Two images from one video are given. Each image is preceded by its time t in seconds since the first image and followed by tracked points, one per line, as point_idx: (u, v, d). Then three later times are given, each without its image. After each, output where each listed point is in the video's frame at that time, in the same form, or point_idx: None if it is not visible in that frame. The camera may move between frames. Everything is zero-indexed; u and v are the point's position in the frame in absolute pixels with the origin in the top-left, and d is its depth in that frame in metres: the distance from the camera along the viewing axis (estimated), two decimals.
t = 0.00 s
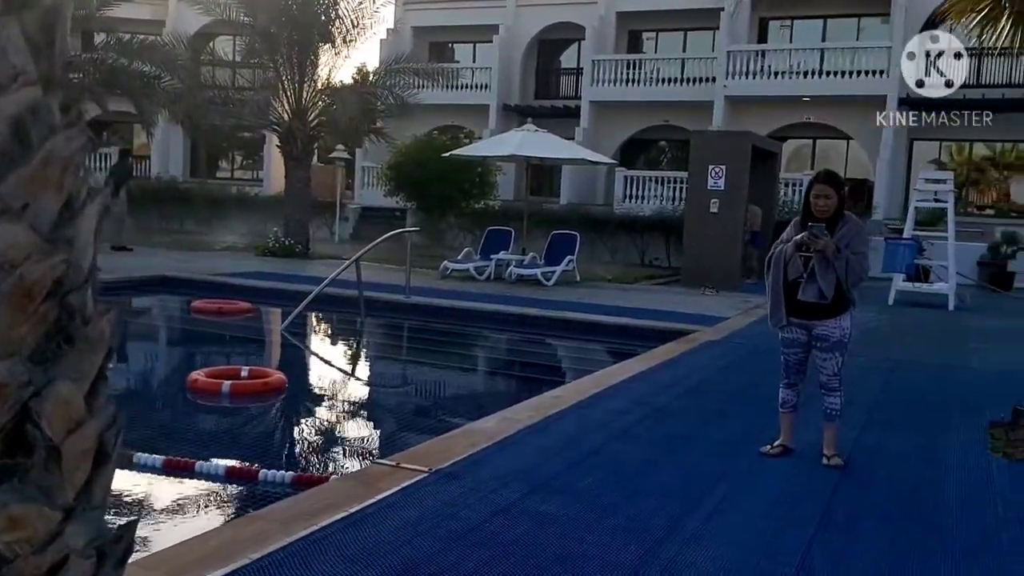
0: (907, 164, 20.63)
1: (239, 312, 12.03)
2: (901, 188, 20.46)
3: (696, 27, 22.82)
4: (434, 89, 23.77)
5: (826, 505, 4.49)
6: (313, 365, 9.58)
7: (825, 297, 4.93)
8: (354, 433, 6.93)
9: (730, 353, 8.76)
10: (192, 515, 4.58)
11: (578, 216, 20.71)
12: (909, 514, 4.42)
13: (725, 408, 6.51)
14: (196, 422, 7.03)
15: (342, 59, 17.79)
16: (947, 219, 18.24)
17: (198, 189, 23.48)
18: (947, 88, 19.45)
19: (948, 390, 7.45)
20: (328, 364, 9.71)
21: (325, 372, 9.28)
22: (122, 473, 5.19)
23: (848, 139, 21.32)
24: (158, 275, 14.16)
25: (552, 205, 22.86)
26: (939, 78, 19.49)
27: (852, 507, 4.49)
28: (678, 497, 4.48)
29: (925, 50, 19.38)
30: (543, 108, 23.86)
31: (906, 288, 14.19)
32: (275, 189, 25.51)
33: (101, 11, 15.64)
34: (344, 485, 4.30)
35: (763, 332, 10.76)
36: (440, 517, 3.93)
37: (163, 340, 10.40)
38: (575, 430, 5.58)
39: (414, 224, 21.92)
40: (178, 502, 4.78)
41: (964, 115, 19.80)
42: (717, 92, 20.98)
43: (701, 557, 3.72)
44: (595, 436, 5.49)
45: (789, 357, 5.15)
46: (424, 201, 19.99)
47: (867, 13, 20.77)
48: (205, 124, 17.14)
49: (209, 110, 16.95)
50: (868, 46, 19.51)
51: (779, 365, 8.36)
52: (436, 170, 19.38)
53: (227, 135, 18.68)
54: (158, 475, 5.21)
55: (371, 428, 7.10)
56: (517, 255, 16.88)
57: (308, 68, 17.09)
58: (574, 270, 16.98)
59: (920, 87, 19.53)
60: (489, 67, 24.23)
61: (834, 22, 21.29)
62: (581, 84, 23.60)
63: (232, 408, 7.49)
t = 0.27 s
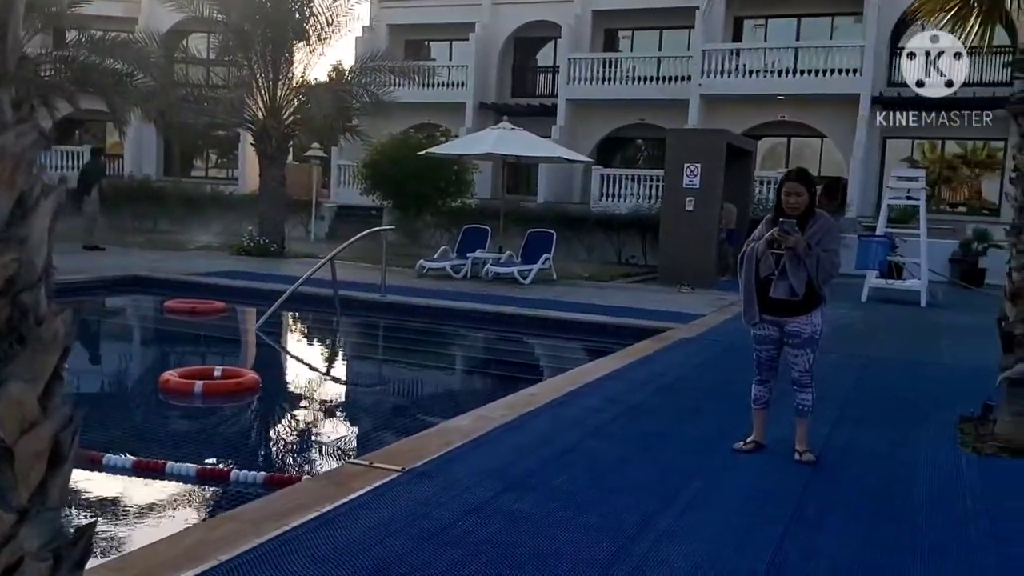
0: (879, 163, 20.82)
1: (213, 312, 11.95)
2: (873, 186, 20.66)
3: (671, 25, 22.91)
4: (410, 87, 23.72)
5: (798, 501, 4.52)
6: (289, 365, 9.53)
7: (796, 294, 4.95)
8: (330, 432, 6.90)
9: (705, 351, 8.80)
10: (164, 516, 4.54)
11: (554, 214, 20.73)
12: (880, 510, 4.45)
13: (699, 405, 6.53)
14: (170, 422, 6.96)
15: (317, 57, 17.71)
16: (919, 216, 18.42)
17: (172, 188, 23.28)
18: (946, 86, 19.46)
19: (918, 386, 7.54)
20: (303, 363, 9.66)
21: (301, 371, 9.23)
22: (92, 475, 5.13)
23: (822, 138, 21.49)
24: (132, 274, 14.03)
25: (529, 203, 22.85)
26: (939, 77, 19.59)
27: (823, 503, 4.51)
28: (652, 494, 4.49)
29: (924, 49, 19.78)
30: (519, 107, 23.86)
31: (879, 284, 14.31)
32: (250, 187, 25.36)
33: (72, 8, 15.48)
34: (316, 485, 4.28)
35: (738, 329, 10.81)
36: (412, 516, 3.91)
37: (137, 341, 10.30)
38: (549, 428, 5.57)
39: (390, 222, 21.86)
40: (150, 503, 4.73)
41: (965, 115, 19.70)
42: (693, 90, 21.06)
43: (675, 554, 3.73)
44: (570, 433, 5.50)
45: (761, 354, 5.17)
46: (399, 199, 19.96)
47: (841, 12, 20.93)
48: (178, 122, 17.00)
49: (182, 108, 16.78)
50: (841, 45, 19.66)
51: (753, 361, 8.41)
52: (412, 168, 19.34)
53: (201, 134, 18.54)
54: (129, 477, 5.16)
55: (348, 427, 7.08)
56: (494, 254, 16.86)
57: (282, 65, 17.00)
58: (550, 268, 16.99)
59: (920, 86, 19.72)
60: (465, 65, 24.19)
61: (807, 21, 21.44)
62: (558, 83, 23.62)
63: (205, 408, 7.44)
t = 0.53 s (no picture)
0: (846, 160, 21.04)
1: (180, 312, 11.84)
2: (841, 184, 20.87)
3: (641, 24, 23.00)
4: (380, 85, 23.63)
5: (763, 497, 4.55)
6: (258, 365, 9.45)
7: (761, 291, 4.99)
8: (301, 433, 6.86)
9: (674, 348, 8.84)
10: (128, 517, 4.50)
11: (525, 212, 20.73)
12: (845, 504, 4.50)
13: (666, 402, 6.56)
14: (137, 424, 6.89)
15: (285, 55, 17.59)
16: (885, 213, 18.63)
17: (139, 187, 23.01)
18: (948, 88, 19.47)
19: (883, 381, 7.63)
20: (272, 363, 9.59)
21: (271, 371, 9.17)
22: (53, 478, 5.07)
23: (791, 136, 21.67)
24: (97, 274, 13.88)
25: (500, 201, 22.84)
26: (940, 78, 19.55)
27: (788, 498, 4.55)
28: (619, 491, 4.51)
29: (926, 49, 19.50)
30: (491, 105, 23.84)
31: (847, 281, 14.45)
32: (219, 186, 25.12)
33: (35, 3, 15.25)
34: (282, 485, 4.25)
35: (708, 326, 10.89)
36: (378, 516, 3.90)
37: (105, 342, 10.18)
38: (517, 427, 5.57)
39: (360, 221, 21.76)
40: (114, 506, 4.68)
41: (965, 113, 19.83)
42: (662, 89, 21.14)
43: (641, 550, 3.74)
44: (537, 431, 5.50)
45: (727, 350, 5.21)
46: (370, 198, 19.87)
47: (808, 11, 21.13)
48: (145, 120, 16.81)
49: (149, 106, 16.52)
50: (808, 44, 19.83)
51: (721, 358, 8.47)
52: (382, 167, 19.27)
53: (169, 132, 18.35)
54: (92, 479, 5.09)
55: (320, 427, 7.04)
56: (465, 252, 16.84)
57: (251, 63, 16.85)
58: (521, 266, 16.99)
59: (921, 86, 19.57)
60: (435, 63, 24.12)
61: (775, 19, 21.62)
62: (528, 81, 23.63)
63: (172, 409, 7.37)
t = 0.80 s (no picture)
0: (806, 158, 21.27)
1: (137, 311, 11.69)
2: (801, 181, 21.11)
3: (604, 22, 23.09)
4: (342, 82, 23.48)
5: (720, 492, 4.59)
6: (218, 365, 9.35)
7: (717, 287, 5.03)
8: (263, 433, 6.80)
9: (635, 345, 8.89)
10: (81, 520, 4.43)
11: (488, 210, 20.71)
12: (800, 498, 4.55)
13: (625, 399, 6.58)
14: (95, 425, 6.79)
15: (245, 51, 17.43)
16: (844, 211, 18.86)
17: (97, 185, 22.65)
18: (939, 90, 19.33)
19: (841, 377, 7.72)
20: (233, 363, 9.49)
21: (232, 371, 9.08)
22: (5, 481, 4.98)
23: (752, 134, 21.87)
24: (54, 273, 13.67)
25: (464, 199, 22.79)
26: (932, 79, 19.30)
27: (743, 492, 4.59)
28: (577, 489, 4.51)
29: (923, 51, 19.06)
30: (454, 102, 23.78)
31: (806, 278, 14.60)
32: (178, 185, 24.80)
33: None
34: (236, 486, 4.20)
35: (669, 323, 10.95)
36: (334, 516, 3.88)
37: (62, 342, 10.03)
38: (476, 425, 5.56)
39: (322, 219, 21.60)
40: (66, 509, 4.61)
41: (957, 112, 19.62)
42: (625, 87, 21.22)
43: (597, 547, 3.75)
44: (497, 429, 5.50)
45: (684, 346, 5.24)
46: (332, 196, 19.74)
47: (768, 10, 21.33)
48: (102, 117, 16.56)
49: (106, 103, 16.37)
50: (769, 43, 20.02)
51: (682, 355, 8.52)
52: (343, 165, 19.14)
53: (126, 129, 18.09)
54: (43, 482, 5.01)
55: (283, 428, 6.98)
56: (428, 250, 16.78)
57: (210, 59, 16.65)
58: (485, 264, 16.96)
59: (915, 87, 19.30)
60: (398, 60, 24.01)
61: (736, 18, 21.82)
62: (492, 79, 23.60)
63: (129, 410, 7.27)
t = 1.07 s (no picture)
0: (762, 155, 21.51)
1: (89, 310, 11.50)
2: (757, 178, 21.34)
3: (563, 19, 23.14)
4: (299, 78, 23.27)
5: (672, 485, 4.63)
6: (174, 364, 9.23)
7: (669, 282, 5.07)
8: (221, 432, 6.74)
9: (592, 341, 8.93)
10: (28, 522, 4.35)
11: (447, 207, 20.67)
12: (751, 490, 4.60)
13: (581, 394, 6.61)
14: (45, 426, 6.68)
15: (200, 46, 17.16)
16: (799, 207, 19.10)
17: (48, 182, 22.23)
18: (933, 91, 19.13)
19: (794, 371, 7.83)
20: (188, 362, 9.37)
21: (188, 371, 8.97)
22: None
23: (709, 132, 22.06)
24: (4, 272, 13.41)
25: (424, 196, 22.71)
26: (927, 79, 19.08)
27: (695, 485, 4.64)
28: (530, 483, 4.53)
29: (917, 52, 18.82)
30: (413, 99, 23.69)
31: (762, 274, 14.76)
32: (133, 182, 24.42)
33: None
34: (186, 485, 4.15)
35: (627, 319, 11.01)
36: (285, 514, 3.84)
37: (14, 341, 9.83)
38: (432, 421, 5.56)
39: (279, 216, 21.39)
40: (14, 510, 4.52)
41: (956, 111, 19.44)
42: (584, 85, 21.29)
43: (548, 541, 3.77)
44: (452, 425, 5.49)
45: (638, 341, 5.27)
46: (289, 192, 19.56)
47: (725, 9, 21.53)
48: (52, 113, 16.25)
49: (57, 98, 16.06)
50: (726, 41, 20.20)
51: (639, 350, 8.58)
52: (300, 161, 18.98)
53: (78, 124, 17.77)
54: None
55: (241, 426, 6.92)
56: (386, 247, 16.70)
57: (164, 54, 16.41)
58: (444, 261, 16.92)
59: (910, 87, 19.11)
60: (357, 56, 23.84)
61: (693, 17, 22.00)
62: (451, 75, 23.55)
63: (81, 410, 7.16)
